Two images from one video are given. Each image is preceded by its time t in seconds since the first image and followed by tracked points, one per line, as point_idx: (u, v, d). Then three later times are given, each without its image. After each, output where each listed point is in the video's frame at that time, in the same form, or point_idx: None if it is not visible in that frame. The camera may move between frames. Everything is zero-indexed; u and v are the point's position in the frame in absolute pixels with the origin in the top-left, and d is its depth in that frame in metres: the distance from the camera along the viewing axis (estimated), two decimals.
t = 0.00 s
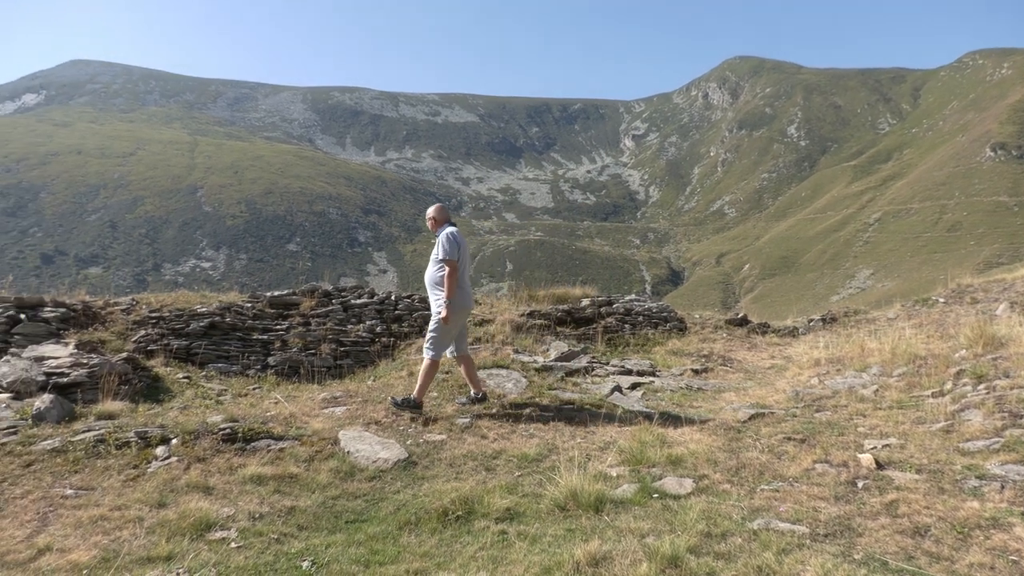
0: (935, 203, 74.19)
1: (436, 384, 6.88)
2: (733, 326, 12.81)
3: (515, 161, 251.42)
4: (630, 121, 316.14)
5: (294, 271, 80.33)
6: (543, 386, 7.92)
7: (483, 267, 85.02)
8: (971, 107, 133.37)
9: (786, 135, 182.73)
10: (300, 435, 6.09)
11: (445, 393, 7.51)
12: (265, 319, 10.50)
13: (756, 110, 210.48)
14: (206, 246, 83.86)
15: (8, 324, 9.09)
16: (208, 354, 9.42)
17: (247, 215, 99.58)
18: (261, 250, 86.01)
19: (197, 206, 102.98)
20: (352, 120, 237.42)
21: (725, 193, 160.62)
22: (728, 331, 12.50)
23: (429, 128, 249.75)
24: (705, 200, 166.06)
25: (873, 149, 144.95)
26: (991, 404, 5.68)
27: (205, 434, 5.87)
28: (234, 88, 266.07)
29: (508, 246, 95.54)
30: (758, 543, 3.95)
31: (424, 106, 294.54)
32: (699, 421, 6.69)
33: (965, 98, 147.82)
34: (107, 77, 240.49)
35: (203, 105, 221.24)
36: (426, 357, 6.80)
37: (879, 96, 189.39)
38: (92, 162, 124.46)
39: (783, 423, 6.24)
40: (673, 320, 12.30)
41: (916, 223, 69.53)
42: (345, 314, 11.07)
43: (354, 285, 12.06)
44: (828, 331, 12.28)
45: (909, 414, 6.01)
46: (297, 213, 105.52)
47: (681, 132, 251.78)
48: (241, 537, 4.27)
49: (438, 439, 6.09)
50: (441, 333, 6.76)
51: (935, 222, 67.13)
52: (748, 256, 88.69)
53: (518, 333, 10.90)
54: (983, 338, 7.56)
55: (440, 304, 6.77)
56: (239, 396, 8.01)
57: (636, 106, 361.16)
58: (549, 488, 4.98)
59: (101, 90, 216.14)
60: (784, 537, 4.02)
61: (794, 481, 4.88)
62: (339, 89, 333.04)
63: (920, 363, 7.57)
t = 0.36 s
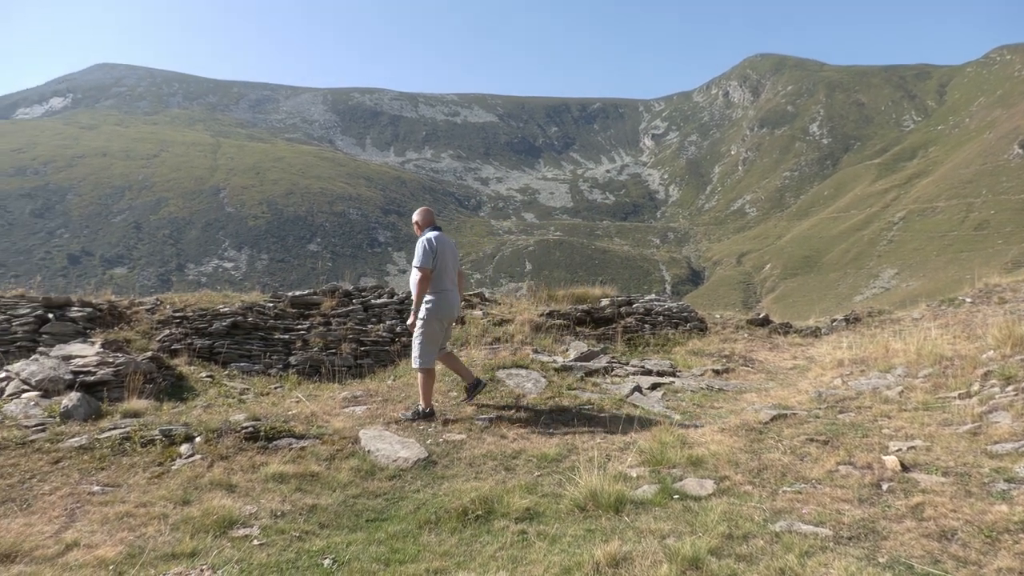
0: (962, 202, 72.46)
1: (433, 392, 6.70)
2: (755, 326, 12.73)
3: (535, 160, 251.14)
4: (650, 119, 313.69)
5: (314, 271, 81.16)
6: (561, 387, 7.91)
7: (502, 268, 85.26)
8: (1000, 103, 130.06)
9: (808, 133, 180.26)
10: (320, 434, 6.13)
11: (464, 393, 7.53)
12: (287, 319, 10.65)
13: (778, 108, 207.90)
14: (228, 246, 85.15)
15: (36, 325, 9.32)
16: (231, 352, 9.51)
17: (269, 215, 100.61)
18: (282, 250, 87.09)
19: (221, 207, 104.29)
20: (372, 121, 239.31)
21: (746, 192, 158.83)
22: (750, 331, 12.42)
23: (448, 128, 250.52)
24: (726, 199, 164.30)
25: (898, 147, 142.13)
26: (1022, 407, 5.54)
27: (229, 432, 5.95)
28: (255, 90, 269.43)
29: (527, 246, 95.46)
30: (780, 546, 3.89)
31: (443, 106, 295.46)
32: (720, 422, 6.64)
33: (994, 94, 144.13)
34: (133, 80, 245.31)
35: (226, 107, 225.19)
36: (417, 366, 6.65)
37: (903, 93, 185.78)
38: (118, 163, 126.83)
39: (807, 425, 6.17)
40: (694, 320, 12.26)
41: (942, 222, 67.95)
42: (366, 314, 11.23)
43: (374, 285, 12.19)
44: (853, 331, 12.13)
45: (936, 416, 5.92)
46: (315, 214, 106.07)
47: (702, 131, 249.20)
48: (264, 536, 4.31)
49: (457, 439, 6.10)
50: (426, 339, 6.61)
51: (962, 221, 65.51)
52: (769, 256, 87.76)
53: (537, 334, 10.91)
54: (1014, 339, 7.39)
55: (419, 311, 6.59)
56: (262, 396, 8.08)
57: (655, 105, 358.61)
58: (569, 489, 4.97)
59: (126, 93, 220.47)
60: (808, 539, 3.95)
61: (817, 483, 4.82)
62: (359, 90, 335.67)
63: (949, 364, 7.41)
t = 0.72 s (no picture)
0: (989, 200, 70.71)
1: (450, 392, 6.72)
2: (776, 326, 12.63)
3: (553, 160, 251.12)
4: (669, 118, 311.97)
5: (334, 271, 82.00)
6: (580, 387, 7.88)
7: (520, 268, 85.49)
8: None
9: (830, 131, 178.02)
10: (340, 434, 6.18)
11: (483, 394, 7.55)
12: (307, 319, 10.76)
13: (799, 106, 205.49)
14: (249, 247, 86.30)
15: (63, 325, 9.54)
16: (252, 352, 9.60)
17: (289, 216, 101.59)
18: (302, 250, 88.13)
19: (241, 208, 105.21)
20: (390, 122, 241.21)
21: (766, 191, 157.07)
22: (771, 331, 12.32)
23: (467, 128, 251.50)
24: (746, 199, 162.78)
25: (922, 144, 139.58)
26: None
27: (250, 431, 6.02)
28: (275, 91, 272.24)
29: (545, 246, 95.27)
30: (802, 549, 3.84)
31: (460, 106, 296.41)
32: (741, 423, 6.59)
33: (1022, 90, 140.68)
34: (156, 84, 249.39)
35: (247, 110, 228.66)
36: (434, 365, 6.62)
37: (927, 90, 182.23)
38: (141, 165, 128.79)
39: (829, 426, 6.11)
40: (714, 320, 12.16)
41: (968, 221, 66.39)
42: (385, 314, 11.34)
43: (392, 285, 12.30)
44: (877, 332, 11.98)
45: (961, 418, 5.83)
46: (334, 215, 106.68)
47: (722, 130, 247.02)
48: (285, 534, 4.34)
49: (476, 439, 6.11)
50: (439, 337, 6.58)
51: (988, 219, 63.94)
52: (790, 256, 86.94)
53: (556, 334, 10.89)
54: None
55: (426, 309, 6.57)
56: (283, 395, 8.16)
57: (674, 103, 355.27)
58: (587, 490, 4.96)
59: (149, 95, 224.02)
60: (829, 542, 3.91)
61: (838, 486, 4.78)
62: (378, 91, 338.49)
63: (974, 366, 7.30)
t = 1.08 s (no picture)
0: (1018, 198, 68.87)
1: (469, 391, 6.74)
2: (797, 327, 12.53)
3: (571, 160, 251.15)
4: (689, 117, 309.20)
5: (353, 272, 82.73)
6: (600, 387, 7.86)
7: (539, 269, 85.56)
8: None
9: (852, 129, 175.47)
10: (359, 433, 6.24)
11: (502, 394, 7.57)
12: (326, 319, 10.88)
13: (820, 105, 202.83)
14: (270, 247, 87.33)
15: (88, 324, 9.75)
16: (273, 352, 9.71)
17: (309, 216, 102.34)
18: (322, 251, 89.01)
19: (262, 209, 106.14)
20: (409, 123, 242.67)
21: (787, 190, 155.07)
22: (792, 331, 12.24)
23: (486, 128, 252.02)
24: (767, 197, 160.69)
25: (948, 142, 136.87)
26: None
27: (272, 429, 6.08)
28: (294, 93, 274.82)
29: (564, 246, 95.08)
30: (825, 553, 3.78)
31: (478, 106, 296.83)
32: (761, 425, 6.55)
33: None
34: (178, 87, 253.20)
35: (268, 111, 231.37)
36: (452, 363, 6.63)
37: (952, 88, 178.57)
38: (165, 167, 130.84)
39: (850, 428, 6.05)
40: (733, 320, 12.09)
41: (994, 218, 64.78)
42: (404, 314, 11.42)
43: (411, 286, 12.38)
44: (900, 333, 11.80)
45: (988, 420, 5.73)
46: (354, 215, 107.20)
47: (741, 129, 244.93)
48: (306, 532, 4.37)
49: (495, 438, 6.13)
50: (457, 336, 6.61)
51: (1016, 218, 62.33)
52: (812, 255, 86.01)
53: (574, 334, 10.88)
54: None
55: (446, 305, 6.56)
56: (303, 394, 8.23)
57: (693, 102, 352.05)
58: (607, 490, 4.94)
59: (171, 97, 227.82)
60: (852, 545, 3.86)
61: (861, 488, 4.72)
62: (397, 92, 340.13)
63: (1000, 367, 7.16)
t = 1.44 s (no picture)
0: None
1: (481, 391, 6.73)
2: (811, 327, 12.44)
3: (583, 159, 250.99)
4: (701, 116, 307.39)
5: (366, 273, 83.30)
6: (612, 387, 7.83)
7: (551, 269, 85.62)
8: None
9: (867, 128, 173.73)
10: (372, 433, 6.26)
11: (514, 394, 7.57)
12: (339, 319, 10.93)
13: (834, 103, 201.08)
14: (283, 248, 88.04)
15: (104, 325, 9.86)
16: (286, 352, 9.76)
17: (322, 216, 102.87)
18: (335, 251, 89.63)
19: (276, 210, 106.66)
20: (421, 123, 243.61)
21: (801, 189, 153.62)
22: (806, 332, 12.16)
23: (498, 128, 252.18)
24: (781, 196, 159.53)
25: (965, 140, 134.99)
26: None
27: (285, 429, 6.12)
28: (307, 93, 276.16)
29: (576, 246, 94.86)
30: (839, 554, 3.75)
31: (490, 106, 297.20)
32: (775, 426, 6.51)
33: None
34: (193, 88, 255.70)
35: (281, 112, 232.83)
36: (464, 364, 6.63)
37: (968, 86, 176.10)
38: (179, 168, 131.89)
39: (866, 429, 5.99)
40: (746, 321, 12.03)
41: (1013, 216, 63.63)
42: (416, 315, 11.47)
43: (423, 286, 12.42)
44: (916, 333, 11.68)
45: (1005, 423, 5.65)
46: (366, 216, 107.50)
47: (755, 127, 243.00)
48: (319, 531, 4.39)
49: (507, 439, 6.12)
50: (469, 336, 6.59)
51: None
52: (827, 255, 85.37)
53: (586, 334, 10.87)
54: None
55: (457, 304, 6.56)
56: (315, 394, 8.27)
57: (706, 101, 349.78)
58: (619, 492, 4.93)
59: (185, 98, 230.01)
60: (869, 549, 3.80)
61: (877, 489, 4.69)
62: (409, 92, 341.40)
63: (1018, 369, 7.06)
